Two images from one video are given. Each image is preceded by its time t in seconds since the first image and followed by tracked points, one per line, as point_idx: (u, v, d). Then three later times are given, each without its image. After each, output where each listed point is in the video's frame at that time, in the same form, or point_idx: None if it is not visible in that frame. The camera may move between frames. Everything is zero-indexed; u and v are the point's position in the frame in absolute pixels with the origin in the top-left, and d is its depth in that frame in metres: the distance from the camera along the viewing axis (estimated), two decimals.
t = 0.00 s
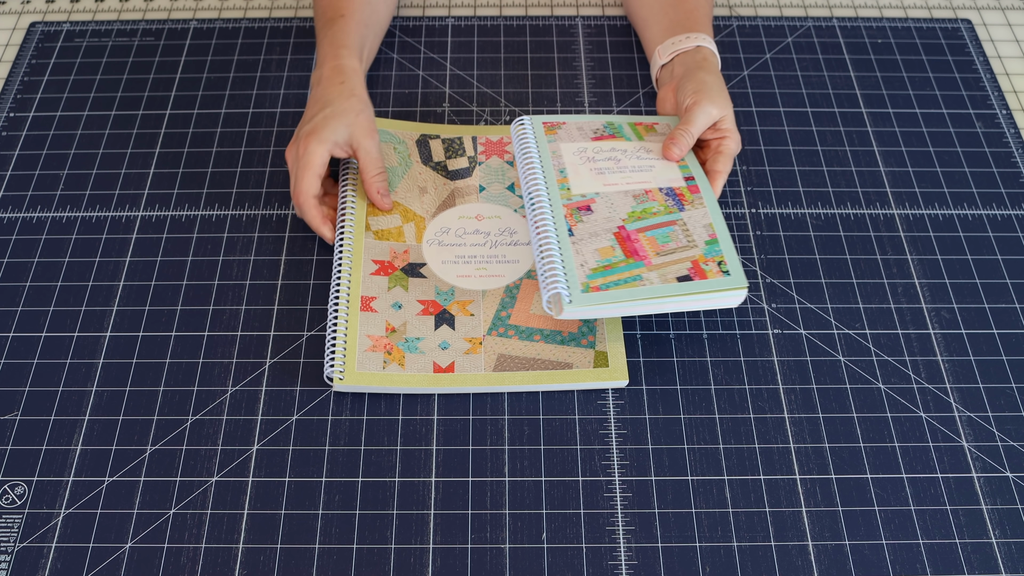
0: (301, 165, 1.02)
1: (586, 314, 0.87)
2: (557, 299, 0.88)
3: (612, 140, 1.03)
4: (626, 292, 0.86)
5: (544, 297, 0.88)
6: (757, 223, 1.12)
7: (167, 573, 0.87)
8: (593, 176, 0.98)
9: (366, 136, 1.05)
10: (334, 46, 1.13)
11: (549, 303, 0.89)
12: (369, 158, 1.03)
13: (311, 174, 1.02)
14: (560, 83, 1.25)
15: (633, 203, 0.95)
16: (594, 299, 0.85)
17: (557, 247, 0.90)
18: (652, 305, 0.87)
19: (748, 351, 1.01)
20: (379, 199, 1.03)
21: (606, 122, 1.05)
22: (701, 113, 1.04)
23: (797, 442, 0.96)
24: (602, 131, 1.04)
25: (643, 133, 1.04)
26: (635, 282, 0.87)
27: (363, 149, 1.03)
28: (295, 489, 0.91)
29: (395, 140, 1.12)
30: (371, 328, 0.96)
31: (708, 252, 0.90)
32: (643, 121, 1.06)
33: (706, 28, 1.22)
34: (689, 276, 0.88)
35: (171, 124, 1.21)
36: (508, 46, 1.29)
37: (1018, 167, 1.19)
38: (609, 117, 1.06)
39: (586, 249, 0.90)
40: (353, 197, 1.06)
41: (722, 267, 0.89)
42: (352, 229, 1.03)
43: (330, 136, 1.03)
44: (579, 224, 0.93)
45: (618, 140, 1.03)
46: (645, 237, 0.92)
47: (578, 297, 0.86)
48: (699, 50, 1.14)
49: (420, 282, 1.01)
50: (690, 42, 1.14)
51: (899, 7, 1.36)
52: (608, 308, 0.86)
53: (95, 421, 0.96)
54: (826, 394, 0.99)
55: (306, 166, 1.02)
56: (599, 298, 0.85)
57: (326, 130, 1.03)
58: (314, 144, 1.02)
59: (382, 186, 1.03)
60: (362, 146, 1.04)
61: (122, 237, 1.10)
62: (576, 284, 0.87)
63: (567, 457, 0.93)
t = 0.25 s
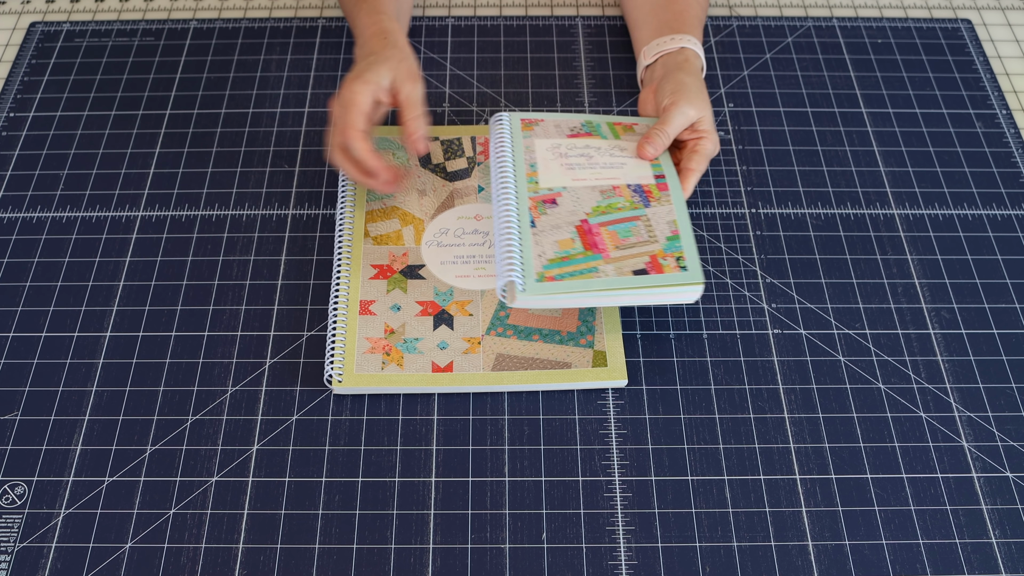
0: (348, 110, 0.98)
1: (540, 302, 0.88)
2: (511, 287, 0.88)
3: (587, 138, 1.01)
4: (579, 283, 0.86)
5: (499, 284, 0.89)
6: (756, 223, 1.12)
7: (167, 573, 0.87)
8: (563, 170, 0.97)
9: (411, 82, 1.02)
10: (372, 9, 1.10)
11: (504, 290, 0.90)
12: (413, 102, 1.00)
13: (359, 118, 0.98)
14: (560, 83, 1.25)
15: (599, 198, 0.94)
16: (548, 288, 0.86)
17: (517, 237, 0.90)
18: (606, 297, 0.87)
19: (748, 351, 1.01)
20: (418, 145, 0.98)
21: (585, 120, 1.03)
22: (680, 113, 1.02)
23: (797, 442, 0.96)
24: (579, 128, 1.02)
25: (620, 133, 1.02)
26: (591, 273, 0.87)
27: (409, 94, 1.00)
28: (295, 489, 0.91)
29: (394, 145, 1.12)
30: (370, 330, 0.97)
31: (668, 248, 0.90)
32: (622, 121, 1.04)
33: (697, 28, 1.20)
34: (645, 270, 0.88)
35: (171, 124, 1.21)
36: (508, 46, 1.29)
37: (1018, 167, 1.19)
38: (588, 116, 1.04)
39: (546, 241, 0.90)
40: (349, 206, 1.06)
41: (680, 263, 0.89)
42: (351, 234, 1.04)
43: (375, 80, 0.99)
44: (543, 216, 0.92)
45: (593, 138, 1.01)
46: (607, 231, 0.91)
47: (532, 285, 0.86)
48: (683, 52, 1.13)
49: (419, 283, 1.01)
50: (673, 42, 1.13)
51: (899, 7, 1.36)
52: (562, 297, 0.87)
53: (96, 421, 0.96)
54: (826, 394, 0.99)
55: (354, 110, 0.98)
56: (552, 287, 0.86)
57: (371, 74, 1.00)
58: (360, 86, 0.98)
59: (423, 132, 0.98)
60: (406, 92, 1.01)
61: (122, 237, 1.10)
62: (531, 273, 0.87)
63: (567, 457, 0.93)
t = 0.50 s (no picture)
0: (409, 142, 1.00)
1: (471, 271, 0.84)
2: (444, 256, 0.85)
3: (550, 126, 0.95)
4: (511, 257, 0.82)
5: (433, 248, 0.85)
6: (756, 223, 1.12)
7: (167, 573, 0.87)
8: (518, 154, 0.92)
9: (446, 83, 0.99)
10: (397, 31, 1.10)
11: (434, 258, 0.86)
12: (451, 95, 0.96)
13: (420, 145, 0.99)
14: (560, 83, 1.25)
15: (549, 181, 0.89)
16: (479, 258, 0.82)
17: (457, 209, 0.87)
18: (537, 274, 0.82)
19: (748, 351, 1.01)
20: (473, 135, 0.91)
21: (552, 108, 0.98)
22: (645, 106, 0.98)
23: (797, 442, 0.96)
24: (544, 115, 0.97)
25: (586, 121, 0.96)
26: (525, 249, 0.83)
27: (445, 92, 0.97)
28: (295, 489, 0.91)
29: (394, 147, 1.12)
30: (370, 331, 0.97)
31: (609, 234, 0.85)
32: (589, 110, 0.98)
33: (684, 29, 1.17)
34: (583, 252, 0.83)
35: (171, 124, 1.21)
36: (508, 46, 1.29)
37: (1018, 167, 1.19)
38: (556, 103, 0.98)
39: (486, 214, 0.86)
40: (349, 207, 1.07)
41: (618, 249, 0.83)
42: (351, 234, 1.04)
43: (416, 101, 1.00)
44: (488, 193, 0.88)
45: (555, 126, 0.95)
46: (550, 212, 0.87)
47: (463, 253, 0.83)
48: (660, 48, 1.09)
49: (419, 283, 1.01)
50: (650, 39, 1.09)
51: (899, 7, 1.36)
52: (492, 268, 0.83)
53: (96, 421, 0.96)
54: (826, 394, 0.99)
55: (410, 139, 1.00)
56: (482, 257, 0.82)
57: (411, 100, 1.00)
58: (407, 115, 1.00)
59: (474, 121, 0.91)
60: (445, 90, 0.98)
61: (122, 237, 1.10)
62: (465, 243, 0.84)
63: (567, 457, 0.93)
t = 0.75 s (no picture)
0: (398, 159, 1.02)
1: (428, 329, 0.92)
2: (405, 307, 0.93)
3: (536, 156, 1.02)
4: (465, 323, 0.91)
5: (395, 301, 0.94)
6: (756, 223, 1.12)
7: (167, 573, 0.87)
8: (497, 195, 0.99)
9: (441, 109, 1.02)
10: (400, 45, 1.12)
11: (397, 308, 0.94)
12: (444, 124, 1.00)
13: (406, 166, 1.01)
14: (560, 83, 1.25)
15: (520, 233, 0.97)
16: (435, 318, 0.91)
17: (426, 254, 0.94)
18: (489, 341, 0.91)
19: (748, 351, 1.01)
20: (456, 167, 0.97)
21: (543, 134, 1.04)
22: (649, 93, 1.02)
23: (797, 442, 0.96)
24: (532, 145, 1.03)
25: (572, 154, 1.03)
26: (480, 315, 0.91)
27: (439, 118, 1.01)
28: (295, 489, 0.91)
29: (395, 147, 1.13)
30: (370, 330, 0.97)
31: (564, 307, 0.93)
32: (579, 139, 1.04)
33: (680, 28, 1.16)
34: (534, 325, 0.92)
35: (171, 124, 1.21)
36: (508, 46, 1.29)
37: (1019, 167, 1.19)
38: (548, 129, 1.05)
39: (452, 268, 0.94)
40: (349, 206, 1.07)
41: (569, 328, 0.92)
42: (351, 234, 1.04)
43: (409, 123, 1.03)
44: (458, 239, 0.96)
45: (541, 158, 1.02)
46: (513, 272, 0.94)
47: (422, 312, 0.91)
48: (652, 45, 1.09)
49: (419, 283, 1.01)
50: (643, 36, 1.09)
51: (899, 7, 1.36)
52: (447, 331, 0.91)
53: (96, 421, 0.96)
54: (826, 394, 0.99)
55: (399, 158, 1.01)
56: (438, 319, 0.90)
57: (405, 120, 1.03)
58: (398, 136, 1.02)
59: (459, 153, 0.97)
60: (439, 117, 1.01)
61: (122, 237, 1.10)
62: (427, 299, 0.92)
63: (567, 457, 0.93)
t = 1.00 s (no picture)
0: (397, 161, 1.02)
1: (434, 326, 0.93)
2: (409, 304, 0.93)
3: (538, 156, 1.03)
4: (472, 319, 0.91)
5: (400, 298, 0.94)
6: (756, 223, 1.12)
7: (167, 573, 0.87)
8: (499, 194, 0.99)
9: (442, 108, 1.02)
10: (399, 46, 1.12)
11: (400, 306, 0.96)
12: (446, 123, 1.00)
13: (407, 166, 1.01)
14: (560, 83, 1.25)
15: (524, 231, 0.98)
16: (441, 314, 0.91)
17: (430, 253, 0.95)
18: (495, 338, 0.92)
19: (748, 351, 1.01)
20: (459, 165, 0.96)
21: (544, 135, 1.05)
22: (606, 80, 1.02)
23: (797, 442, 0.96)
24: (534, 145, 1.03)
25: (573, 154, 1.04)
26: (486, 311, 0.92)
27: (441, 118, 1.01)
28: (295, 489, 0.91)
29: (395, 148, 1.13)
30: (370, 330, 0.97)
31: (570, 302, 0.94)
32: (581, 140, 1.05)
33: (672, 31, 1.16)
34: (540, 320, 0.92)
35: (171, 124, 1.21)
36: (508, 46, 1.29)
37: (1019, 167, 1.19)
38: (549, 130, 1.05)
39: (457, 265, 0.94)
40: (349, 206, 1.07)
41: (575, 322, 0.93)
42: (351, 234, 1.04)
43: (410, 123, 1.02)
44: (462, 237, 0.96)
45: (542, 158, 1.02)
46: (517, 269, 0.95)
47: (428, 309, 0.92)
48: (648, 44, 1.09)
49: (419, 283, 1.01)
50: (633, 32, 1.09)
51: (899, 7, 1.36)
52: (452, 327, 0.92)
53: (96, 421, 0.96)
54: (826, 394, 0.99)
55: (398, 160, 1.01)
56: (444, 315, 0.91)
57: (405, 120, 1.03)
58: (399, 137, 1.02)
59: (461, 151, 0.97)
60: (440, 116, 1.01)
61: (122, 237, 1.10)
62: (432, 297, 0.92)
63: (567, 457, 0.93)
